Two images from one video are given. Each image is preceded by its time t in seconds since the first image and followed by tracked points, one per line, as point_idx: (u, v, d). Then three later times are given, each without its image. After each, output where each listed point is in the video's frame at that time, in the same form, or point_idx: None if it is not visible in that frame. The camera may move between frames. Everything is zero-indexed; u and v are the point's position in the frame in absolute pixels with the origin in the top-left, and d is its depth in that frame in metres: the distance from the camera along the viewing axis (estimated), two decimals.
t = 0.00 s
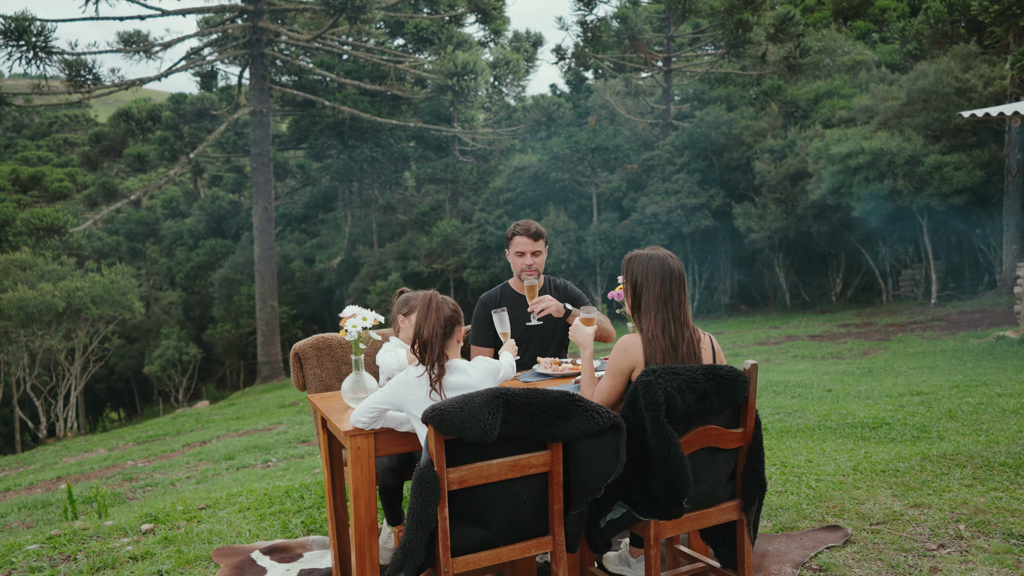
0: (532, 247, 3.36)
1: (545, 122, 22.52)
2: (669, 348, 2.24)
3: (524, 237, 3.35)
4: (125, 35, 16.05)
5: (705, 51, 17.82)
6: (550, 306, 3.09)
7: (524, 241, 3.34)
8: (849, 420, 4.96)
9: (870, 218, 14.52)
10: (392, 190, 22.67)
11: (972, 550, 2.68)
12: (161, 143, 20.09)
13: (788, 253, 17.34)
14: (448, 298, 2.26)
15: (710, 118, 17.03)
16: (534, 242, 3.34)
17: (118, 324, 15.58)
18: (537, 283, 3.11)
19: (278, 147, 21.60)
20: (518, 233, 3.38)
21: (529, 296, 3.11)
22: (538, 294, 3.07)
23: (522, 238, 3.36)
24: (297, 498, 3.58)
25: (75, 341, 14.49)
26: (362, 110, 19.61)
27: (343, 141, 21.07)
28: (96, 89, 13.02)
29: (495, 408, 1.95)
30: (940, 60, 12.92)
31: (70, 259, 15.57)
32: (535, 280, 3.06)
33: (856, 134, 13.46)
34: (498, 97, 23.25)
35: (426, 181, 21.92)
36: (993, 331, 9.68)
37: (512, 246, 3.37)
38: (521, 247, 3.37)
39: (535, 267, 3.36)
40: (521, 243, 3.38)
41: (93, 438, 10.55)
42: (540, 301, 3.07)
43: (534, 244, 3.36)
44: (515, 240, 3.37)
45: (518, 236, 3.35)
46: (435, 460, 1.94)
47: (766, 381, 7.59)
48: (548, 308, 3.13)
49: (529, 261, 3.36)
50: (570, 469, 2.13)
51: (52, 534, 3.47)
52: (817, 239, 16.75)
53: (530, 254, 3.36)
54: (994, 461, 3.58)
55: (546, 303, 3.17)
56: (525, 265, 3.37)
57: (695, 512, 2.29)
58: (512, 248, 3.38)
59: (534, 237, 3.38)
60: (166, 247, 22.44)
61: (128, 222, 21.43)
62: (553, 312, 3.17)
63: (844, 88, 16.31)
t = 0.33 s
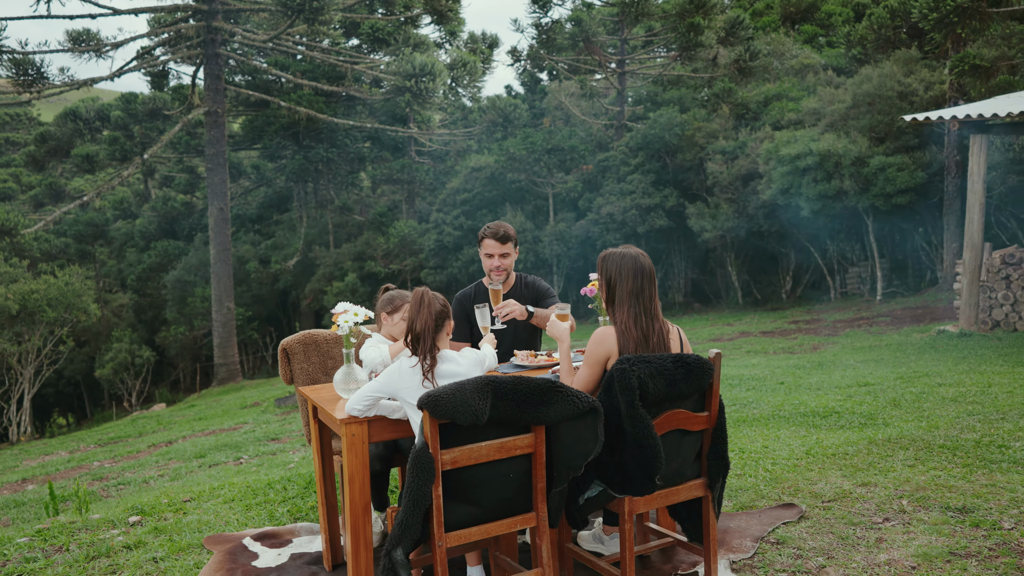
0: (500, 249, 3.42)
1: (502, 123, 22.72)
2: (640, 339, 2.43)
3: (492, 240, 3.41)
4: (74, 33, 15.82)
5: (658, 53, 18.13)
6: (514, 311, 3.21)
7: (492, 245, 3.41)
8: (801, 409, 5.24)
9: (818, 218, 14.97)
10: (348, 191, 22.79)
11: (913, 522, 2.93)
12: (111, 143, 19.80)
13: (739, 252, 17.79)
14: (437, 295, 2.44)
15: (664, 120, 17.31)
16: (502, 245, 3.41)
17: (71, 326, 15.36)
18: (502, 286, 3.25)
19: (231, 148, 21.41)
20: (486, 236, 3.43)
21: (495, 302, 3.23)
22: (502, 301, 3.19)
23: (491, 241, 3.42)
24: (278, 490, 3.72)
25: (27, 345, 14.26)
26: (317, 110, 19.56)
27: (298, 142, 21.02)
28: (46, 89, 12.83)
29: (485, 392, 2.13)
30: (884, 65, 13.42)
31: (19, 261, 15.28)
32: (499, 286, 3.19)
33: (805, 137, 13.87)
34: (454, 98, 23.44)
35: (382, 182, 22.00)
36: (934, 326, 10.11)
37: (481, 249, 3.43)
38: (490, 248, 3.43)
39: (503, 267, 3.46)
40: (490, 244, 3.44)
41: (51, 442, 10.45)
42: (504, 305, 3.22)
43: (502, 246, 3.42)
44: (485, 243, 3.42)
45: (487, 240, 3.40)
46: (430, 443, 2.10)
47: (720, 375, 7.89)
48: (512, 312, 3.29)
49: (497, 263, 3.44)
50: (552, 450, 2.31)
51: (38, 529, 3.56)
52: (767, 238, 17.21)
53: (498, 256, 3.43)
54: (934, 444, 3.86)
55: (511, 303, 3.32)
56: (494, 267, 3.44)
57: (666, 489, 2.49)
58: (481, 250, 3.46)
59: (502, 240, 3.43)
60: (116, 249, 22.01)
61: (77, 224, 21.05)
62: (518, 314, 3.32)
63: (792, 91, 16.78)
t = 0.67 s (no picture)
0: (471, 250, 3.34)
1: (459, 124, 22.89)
2: (611, 329, 2.64)
3: (463, 239, 3.31)
4: (25, 33, 15.59)
5: (613, 55, 18.43)
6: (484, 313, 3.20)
7: (462, 244, 3.32)
8: (756, 399, 5.51)
9: (770, 217, 15.39)
10: (305, 192, 22.76)
11: (859, 496, 3.19)
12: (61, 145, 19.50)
13: (693, 251, 18.19)
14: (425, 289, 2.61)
15: (620, 122, 17.60)
16: (473, 245, 3.33)
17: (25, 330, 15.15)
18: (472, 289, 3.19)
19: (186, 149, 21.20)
20: (458, 235, 3.33)
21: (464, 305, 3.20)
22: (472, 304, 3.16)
23: (462, 240, 3.34)
24: (259, 480, 3.85)
25: None
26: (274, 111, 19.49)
27: (253, 143, 20.92)
28: None
29: (472, 377, 2.32)
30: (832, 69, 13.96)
31: None
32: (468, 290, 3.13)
33: (757, 139, 14.22)
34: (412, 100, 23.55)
35: (340, 183, 22.02)
36: (879, 321, 10.53)
37: (453, 248, 3.35)
38: (461, 248, 3.35)
39: (475, 266, 3.38)
40: (462, 242, 3.37)
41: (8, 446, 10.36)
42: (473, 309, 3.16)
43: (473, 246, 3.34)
44: (456, 242, 3.34)
45: (458, 240, 3.31)
46: (422, 424, 2.29)
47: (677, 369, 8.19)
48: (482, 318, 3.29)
49: (468, 262, 3.35)
50: (532, 431, 2.51)
51: (26, 520, 3.67)
52: (721, 237, 17.64)
53: (469, 256, 3.35)
54: (878, 427, 4.15)
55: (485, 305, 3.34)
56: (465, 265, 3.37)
57: (636, 465, 2.70)
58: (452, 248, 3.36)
59: (474, 239, 3.34)
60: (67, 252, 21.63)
61: (26, 226, 20.67)
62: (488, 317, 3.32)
63: (745, 94, 17.23)
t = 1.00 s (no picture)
0: (450, 245, 3.49)
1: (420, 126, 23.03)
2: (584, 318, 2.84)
3: (442, 235, 3.45)
4: None
5: (572, 58, 18.71)
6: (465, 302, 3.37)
7: (442, 240, 3.46)
8: (715, 390, 5.78)
9: (726, 218, 15.79)
10: (265, 193, 22.71)
11: (812, 473, 3.45)
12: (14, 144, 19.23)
13: (652, 251, 18.55)
14: (411, 284, 2.79)
15: (579, 124, 17.88)
16: (452, 241, 3.48)
17: None
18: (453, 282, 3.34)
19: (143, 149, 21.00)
20: (436, 231, 3.47)
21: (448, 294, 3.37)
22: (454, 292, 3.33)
23: (441, 236, 3.48)
24: (242, 469, 4.00)
25: None
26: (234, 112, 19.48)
27: (212, 145, 20.81)
28: None
29: (460, 361, 2.50)
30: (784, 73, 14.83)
31: None
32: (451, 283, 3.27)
33: (713, 141, 14.56)
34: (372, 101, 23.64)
35: (300, 183, 22.02)
36: (831, 318, 10.92)
37: (432, 244, 3.50)
38: (440, 243, 3.50)
39: (455, 260, 3.52)
40: (441, 238, 3.51)
41: None
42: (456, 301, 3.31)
43: (452, 242, 3.49)
44: (434, 238, 3.48)
45: (437, 236, 3.45)
46: (413, 405, 2.48)
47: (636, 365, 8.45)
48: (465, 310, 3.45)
49: (448, 257, 3.49)
50: (514, 412, 2.71)
51: (13, 509, 3.78)
52: (679, 238, 18.03)
53: (448, 251, 3.49)
54: (829, 412, 4.43)
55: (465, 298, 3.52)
56: (444, 260, 3.51)
57: (608, 444, 2.92)
58: (431, 244, 3.50)
59: (451, 235, 3.48)
60: (19, 253, 21.72)
61: None
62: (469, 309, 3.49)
63: (701, 97, 17.66)
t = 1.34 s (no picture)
0: (440, 244, 3.67)
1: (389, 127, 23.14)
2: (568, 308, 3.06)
3: (432, 234, 3.64)
4: None
5: (540, 61, 18.95)
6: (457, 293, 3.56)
7: (432, 239, 3.64)
8: (684, 382, 6.04)
9: (692, 219, 16.12)
10: (233, 195, 22.66)
11: (777, 454, 3.70)
12: None
13: (619, 251, 18.86)
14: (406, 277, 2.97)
15: (548, 126, 18.11)
16: (442, 239, 3.66)
17: None
18: (447, 270, 3.52)
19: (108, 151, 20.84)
20: (427, 230, 3.65)
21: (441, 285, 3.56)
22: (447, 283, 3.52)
23: (431, 235, 3.66)
24: (235, 460, 4.17)
25: None
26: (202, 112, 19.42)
27: (178, 145, 20.69)
28: None
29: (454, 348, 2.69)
30: (748, 77, 15.27)
31: None
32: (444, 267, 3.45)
33: (679, 142, 14.86)
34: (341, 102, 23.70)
35: (269, 184, 22.02)
36: (793, 315, 11.27)
37: (423, 242, 3.67)
38: (430, 242, 3.68)
39: (444, 258, 3.70)
40: (431, 237, 3.69)
41: None
42: (448, 289, 3.49)
43: (441, 241, 3.67)
44: (425, 237, 3.66)
45: (427, 235, 3.63)
46: (410, 389, 2.67)
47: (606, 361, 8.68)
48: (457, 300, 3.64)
49: (437, 254, 3.67)
50: (502, 396, 2.91)
51: (13, 499, 3.91)
52: (646, 238, 18.36)
53: (438, 249, 3.67)
54: (792, 400, 4.70)
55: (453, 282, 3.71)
56: (433, 258, 3.69)
57: (589, 426, 3.14)
58: (421, 242, 3.68)
59: (441, 233, 3.66)
60: None
61: None
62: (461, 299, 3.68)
63: (667, 100, 17.99)
